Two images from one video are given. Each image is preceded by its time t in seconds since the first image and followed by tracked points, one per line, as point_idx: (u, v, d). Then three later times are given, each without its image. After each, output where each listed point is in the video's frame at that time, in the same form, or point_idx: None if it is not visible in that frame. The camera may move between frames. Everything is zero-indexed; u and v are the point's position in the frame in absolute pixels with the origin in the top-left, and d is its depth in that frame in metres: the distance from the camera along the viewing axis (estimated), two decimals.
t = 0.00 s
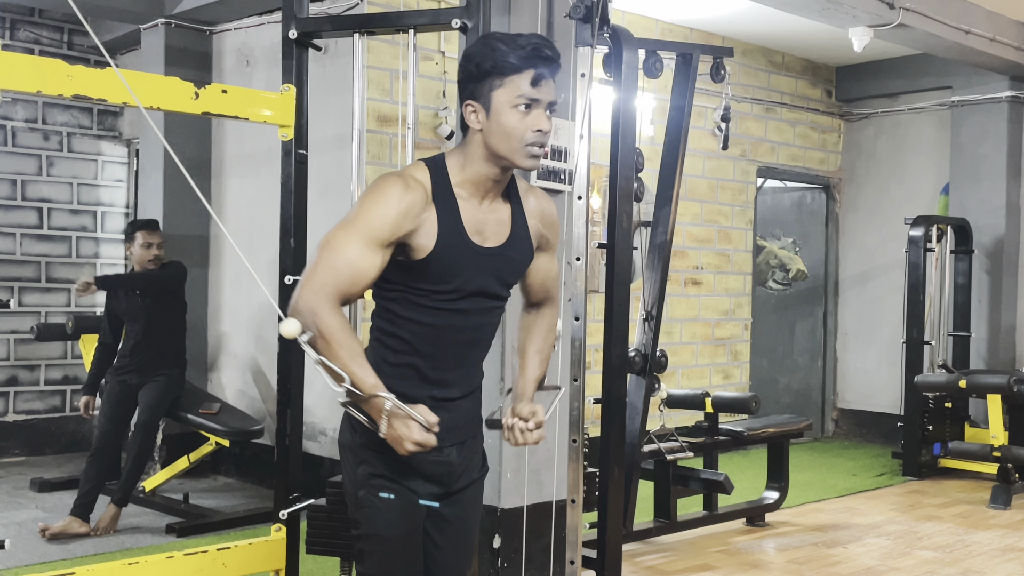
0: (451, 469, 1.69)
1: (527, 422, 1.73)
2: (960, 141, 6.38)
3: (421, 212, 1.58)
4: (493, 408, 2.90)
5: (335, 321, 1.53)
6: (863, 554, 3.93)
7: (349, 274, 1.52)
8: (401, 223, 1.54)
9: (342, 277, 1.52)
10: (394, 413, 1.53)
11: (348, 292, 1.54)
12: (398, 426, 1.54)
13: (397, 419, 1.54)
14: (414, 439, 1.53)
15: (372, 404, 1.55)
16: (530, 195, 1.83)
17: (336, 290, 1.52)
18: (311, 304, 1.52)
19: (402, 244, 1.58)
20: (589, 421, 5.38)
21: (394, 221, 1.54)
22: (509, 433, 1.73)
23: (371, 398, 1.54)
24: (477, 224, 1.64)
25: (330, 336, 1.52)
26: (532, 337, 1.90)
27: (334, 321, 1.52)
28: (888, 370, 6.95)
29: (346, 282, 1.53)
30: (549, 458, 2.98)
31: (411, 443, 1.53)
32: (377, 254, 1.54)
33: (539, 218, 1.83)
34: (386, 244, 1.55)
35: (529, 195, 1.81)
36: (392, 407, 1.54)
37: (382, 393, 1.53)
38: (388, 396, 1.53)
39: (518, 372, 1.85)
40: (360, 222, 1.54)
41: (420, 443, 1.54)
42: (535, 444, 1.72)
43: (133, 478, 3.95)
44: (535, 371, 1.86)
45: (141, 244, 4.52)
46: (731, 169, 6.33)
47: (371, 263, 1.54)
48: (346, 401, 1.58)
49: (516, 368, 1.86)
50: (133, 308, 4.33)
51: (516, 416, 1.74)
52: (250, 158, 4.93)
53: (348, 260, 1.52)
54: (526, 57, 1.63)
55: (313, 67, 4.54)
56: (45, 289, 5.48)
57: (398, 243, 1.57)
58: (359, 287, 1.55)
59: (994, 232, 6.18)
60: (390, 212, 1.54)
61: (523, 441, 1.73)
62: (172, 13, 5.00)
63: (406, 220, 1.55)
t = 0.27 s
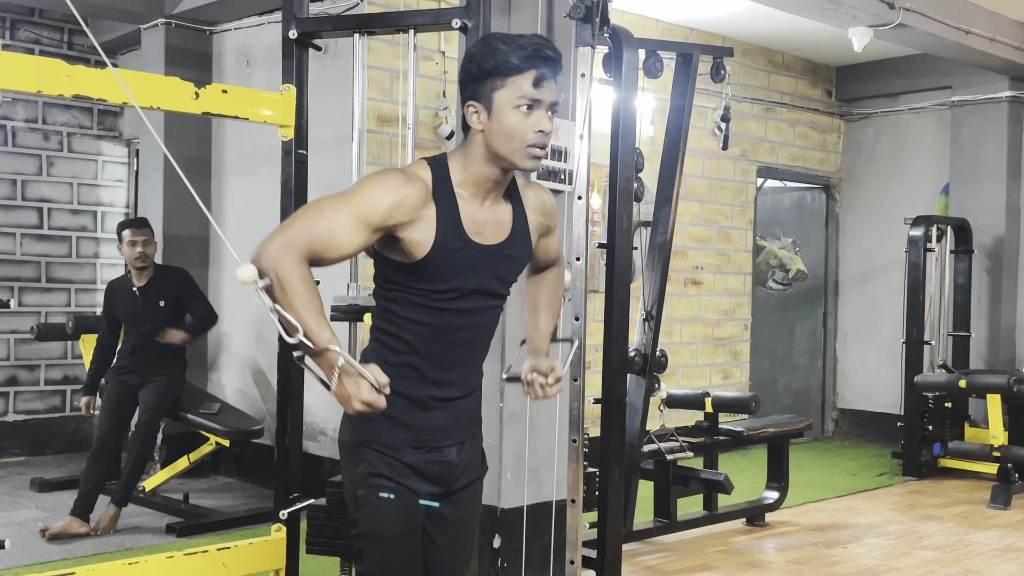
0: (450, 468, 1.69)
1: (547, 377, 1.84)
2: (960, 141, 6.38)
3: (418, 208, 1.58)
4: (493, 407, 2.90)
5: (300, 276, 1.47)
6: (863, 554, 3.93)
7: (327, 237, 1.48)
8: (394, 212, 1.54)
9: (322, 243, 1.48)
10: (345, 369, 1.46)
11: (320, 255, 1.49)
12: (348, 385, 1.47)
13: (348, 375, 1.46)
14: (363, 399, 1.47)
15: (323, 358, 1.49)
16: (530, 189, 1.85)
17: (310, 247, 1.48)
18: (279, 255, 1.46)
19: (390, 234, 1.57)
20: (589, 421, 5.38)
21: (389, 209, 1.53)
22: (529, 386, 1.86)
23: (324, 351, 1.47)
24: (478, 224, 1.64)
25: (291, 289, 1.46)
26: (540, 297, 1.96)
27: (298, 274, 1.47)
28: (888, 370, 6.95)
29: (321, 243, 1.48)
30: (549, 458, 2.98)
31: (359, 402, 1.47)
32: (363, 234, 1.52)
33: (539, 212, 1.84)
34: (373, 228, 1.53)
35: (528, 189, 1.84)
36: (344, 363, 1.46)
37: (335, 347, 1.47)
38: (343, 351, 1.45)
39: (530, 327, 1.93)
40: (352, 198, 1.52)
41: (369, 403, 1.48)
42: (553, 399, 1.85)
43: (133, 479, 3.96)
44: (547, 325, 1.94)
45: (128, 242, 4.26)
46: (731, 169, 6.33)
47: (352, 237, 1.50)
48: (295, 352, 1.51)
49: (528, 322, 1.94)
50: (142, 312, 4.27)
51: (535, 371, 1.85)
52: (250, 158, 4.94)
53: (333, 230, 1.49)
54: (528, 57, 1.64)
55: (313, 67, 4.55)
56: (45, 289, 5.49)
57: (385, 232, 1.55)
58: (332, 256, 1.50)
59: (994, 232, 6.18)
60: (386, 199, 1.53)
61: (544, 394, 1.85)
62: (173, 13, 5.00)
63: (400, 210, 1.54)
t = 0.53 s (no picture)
0: (454, 470, 1.69)
1: (561, 332, 1.92)
2: (960, 141, 6.38)
3: (421, 200, 1.58)
4: (493, 408, 2.90)
5: (289, 221, 1.49)
6: (863, 554, 3.93)
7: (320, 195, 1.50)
8: (395, 195, 1.55)
9: (317, 201, 1.50)
10: (320, 315, 1.46)
11: (311, 210, 1.51)
12: (322, 331, 1.47)
13: (323, 322, 1.46)
14: (336, 346, 1.46)
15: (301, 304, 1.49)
16: (534, 184, 1.84)
17: (303, 199, 1.49)
18: (273, 198, 1.48)
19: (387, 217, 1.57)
20: (589, 421, 5.38)
21: (389, 191, 1.54)
22: (543, 341, 1.93)
23: (301, 296, 1.48)
24: (484, 222, 1.64)
25: (276, 231, 1.48)
26: (550, 253, 1.98)
27: (286, 220, 1.48)
28: (888, 370, 6.95)
29: (314, 199, 1.50)
30: (549, 457, 2.97)
31: (332, 349, 1.46)
32: (360, 208, 1.52)
33: (544, 205, 1.84)
34: (372, 207, 1.54)
35: (533, 184, 1.83)
36: (322, 310, 1.46)
37: (314, 293, 1.47)
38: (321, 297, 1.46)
39: (541, 281, 1.97)
40: (357, 171, 1.54)
41: (341, 351, 1.46)
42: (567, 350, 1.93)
43: (133, 479, 3.96)
44: (558, 279, 1.98)
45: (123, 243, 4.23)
46: (731, 169, 6.33)
47: (346, 207, 1.51)
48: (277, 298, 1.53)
49: (539, 277, 1.98)
50: (144, 312, 4.29)
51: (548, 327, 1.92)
52: (250, 158, 4.94)
53: (331, 192, 1.51)
54: (535, 60, 1.64)
55: (313, 67, 4.55)
56: (45, 289, 5.49)
57: (383, 214, 1.56)
58: (322, 216, 1.51)
59: (994, 232, 6.18)
60: (390, 182, 1.55)
61: (558, 347, 1.92)
62: (173, 13, 5.00)
63: (401, 196, 1.55)
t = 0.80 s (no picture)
0: (463, 476, 1.69)
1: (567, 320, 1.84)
2: (960, 141, 6.38)
3: (433, 200, 1.57)
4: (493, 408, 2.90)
5: (301, 206, 1.51)
6: (864, 554, 3.93)
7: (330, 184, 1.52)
8: (405, 193, 1.55)
9: (329, 191, 1.52)
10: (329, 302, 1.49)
11: (320, 198, 1.52)
12: (330, 317, 1.50)
13: (331, 308, 1.49)
14: (342, 332, 1.49)
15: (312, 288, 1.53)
16: (546, 185, 1.86)
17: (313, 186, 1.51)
18: (287, 182, 1.50)
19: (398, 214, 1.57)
20: (589, 421, 5.38)
21: (401, 189, 1.55)
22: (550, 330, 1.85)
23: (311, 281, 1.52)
24: (497, 224, 1.63)
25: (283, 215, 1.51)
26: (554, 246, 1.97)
27: (295, 204, 1.50)
28: (888, 370, 6.96)
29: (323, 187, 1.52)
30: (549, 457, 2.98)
31: (339, 335, 1.49)
32: (369, 203, 1.53)
33: (556, 207, 1.85)
34: (382, 202, 1.55)
35: (545, 185, 1.85)
36: (330, 295, 1.50)
37: (322, 278, 1.51)
38: (329, 282, 1.49)
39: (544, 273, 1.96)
40: (372, 165, 1.55)
41: (347, 337, 1.49)
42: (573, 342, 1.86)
43: (133, 480, 3.96)
44: (562, 272, 1.97)
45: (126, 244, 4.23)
46: (731, 169, 6.33)
47: (356, 201, 1.52)
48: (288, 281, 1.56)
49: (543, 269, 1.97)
50: (146, 312, 4.30)
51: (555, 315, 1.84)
52: (250, 158, 4.94)
53: (342, 183, 1.52)
54: (549, 65, 1.62)
55: (314, 67, 4.55)
56: (45, 289, 5.49)
57: (394, 211, 1.56)
58: (331, 206, 1.53)
59: (994, 232, 6.18)
60: (402, 180, 1.55)
61: (564, 337, 1.85)
62: (173, 13, 5.00)
63: (412, 195, 1.55)
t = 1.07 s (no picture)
0: (469, 479, 1.69)
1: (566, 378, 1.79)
2: (960, 141, 6.38)
3: (442, 209, 1.57)
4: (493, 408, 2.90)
5: (325, 274, 1.51)
6: (864, 554, 3.93)
7: (349, 233, 1.50)
8: (418, 209, 1.54)
9: (345, 240, 1.50)
10: (369, 368, 1.48)
11: (343, 252, 1.51)
12: (371, 384, 1.48)
13: (371, 375, 1.48)
14: (386, 397, 1.47)
15: (348, 358, 1.51)
16: (551, 192, 1.83)
17: (332, 245, 1.50)
18: (305, 253, 1.49)
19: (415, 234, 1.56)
20: (589, 421, 5.39)
21: (411, 208, 1.53)
22: (547, 387, 1.80)
23: (347, 350, 1.51)
24: (503, 224, 1.63)
25: (310, 287, 1.50)
26: (565, 303, 1.95)
27: (318, 270, 1.50)
28: (888, 370, 6.96)
29: (343, 240, 1.50)
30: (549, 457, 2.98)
31: (382, 401, 1.47)
32: (387, 234, 1.52)
33: (563, 214, 1.82)
34: (399, 227, 1.54)
35: (550, 192, 1.82)
36: (369, 363, 1.49)
37: (359, 347, 1.50)
38: (365, 350, 1.49)
39: (553, 331, 1.92)
40: (376, 196, 1.53)
41: (393, 402, 1.47)
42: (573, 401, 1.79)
43: (133, 480, 3.96)
44: (570, 330, 1.93)
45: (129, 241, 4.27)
46: (731, 169, 6.33)
47: (375, 236, 1.51)
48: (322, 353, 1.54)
49: (551, 326, 1.93)
50: (146, 312, 4.31)
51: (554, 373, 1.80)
52: (250, 158, 4.94)
53: (355, 226, 1.50)
54: (553, 64, 1.63)
55: (314, 67, 4.55)
56: (45, 289, 5.49)
57: (411, 231, 1.55)
58: (355, 253, 1.51)
59: (994, 232, 6.18)
60: (409, 197, 1.53)
61: (561, 396, 1.79)
62: (173, 12, 5.00)
63: (423, 209, 1.54)
